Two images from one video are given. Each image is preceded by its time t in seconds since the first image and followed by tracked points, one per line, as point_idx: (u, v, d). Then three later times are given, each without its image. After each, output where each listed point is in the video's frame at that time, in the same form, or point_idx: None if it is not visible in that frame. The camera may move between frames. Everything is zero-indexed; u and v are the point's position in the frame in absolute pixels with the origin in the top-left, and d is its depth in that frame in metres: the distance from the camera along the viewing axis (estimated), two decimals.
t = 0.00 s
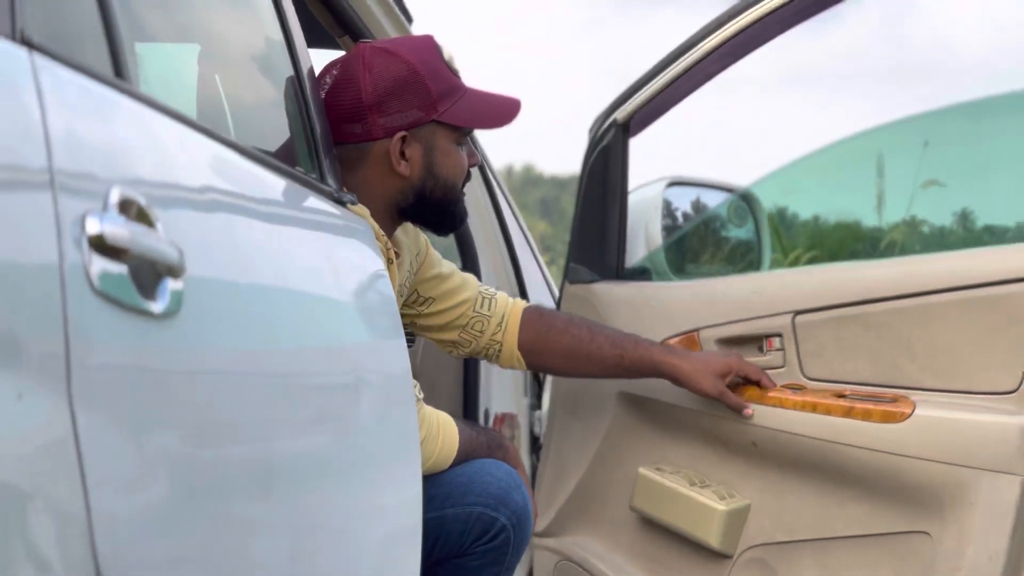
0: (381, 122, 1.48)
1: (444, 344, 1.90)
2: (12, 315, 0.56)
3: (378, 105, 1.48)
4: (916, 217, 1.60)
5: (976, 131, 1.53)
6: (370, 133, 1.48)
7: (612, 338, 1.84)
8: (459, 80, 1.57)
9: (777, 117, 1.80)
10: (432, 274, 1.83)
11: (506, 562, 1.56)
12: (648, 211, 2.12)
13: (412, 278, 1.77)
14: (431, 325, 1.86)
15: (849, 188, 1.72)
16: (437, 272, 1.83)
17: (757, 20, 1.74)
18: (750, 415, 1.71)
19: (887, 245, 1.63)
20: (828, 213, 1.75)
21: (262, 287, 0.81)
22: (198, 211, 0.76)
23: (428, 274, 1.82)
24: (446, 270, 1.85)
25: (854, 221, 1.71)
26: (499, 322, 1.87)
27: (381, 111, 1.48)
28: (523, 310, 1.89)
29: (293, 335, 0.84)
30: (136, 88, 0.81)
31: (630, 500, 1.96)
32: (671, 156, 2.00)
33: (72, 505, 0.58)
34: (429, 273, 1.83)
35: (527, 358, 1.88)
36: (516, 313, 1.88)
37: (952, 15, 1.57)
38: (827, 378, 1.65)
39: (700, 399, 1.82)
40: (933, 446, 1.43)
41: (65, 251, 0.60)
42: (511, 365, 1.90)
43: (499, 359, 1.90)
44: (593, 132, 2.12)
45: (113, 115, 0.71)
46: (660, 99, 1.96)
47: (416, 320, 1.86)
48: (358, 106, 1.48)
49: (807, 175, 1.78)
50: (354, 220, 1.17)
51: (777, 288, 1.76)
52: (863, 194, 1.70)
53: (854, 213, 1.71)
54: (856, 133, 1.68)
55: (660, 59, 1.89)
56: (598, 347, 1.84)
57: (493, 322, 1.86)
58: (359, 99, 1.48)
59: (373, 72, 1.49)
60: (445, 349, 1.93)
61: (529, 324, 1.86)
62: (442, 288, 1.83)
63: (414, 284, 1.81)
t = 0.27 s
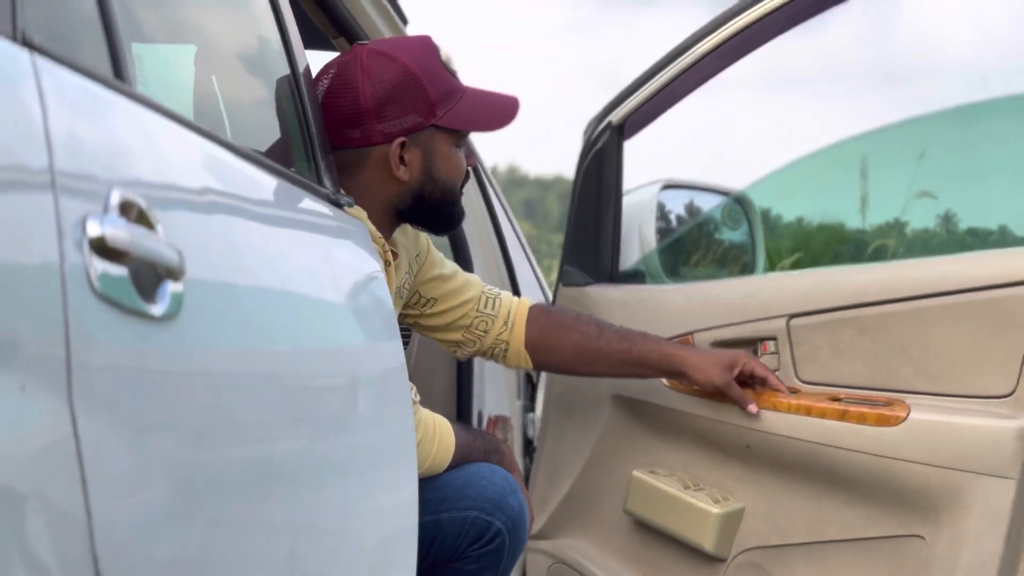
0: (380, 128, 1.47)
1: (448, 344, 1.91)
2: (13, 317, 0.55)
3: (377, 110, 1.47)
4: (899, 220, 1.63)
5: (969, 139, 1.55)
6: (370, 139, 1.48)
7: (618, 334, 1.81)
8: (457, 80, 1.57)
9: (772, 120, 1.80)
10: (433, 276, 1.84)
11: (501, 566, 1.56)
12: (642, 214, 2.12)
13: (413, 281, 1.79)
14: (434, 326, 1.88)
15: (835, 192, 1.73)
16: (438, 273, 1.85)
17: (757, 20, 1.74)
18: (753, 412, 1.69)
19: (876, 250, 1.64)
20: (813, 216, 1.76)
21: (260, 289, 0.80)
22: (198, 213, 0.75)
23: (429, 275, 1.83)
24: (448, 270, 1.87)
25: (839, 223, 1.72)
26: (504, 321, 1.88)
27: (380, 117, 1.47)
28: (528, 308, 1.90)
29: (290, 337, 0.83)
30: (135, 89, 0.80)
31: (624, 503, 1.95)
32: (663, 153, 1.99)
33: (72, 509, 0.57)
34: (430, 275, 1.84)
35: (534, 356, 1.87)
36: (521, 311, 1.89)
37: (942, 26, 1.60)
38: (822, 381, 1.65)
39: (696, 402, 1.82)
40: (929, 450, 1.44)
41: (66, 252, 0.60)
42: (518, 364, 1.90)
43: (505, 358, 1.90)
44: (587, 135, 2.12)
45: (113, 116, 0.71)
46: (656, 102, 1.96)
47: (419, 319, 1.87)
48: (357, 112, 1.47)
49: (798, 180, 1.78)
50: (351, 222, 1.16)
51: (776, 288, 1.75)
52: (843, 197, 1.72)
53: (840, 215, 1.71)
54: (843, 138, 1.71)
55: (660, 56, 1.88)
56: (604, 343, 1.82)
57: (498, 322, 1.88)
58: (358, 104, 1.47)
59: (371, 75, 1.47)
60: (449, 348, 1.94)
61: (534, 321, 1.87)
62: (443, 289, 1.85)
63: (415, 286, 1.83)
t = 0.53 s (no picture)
0: (378, 134, 1.47)
1: (439, 336, 1.88)
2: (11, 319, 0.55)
3: (375, 116, 1.46)
4: (884, 222, 1.64)
5: (964, 142, 1.54)
6: (367, 144, 1.47)
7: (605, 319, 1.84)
8: (458, 88, 1.56)
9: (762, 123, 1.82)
10: (426, 271, 1.80)
11: (495, 568, 1.55)
12: (636, 217, 2.13)
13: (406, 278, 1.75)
14: (427, 320, 1.85)
15: (822, 196, 1.75)
16: (431, 268, 1.80)
17: (747, 25, 1.75)
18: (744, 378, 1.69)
19: (862, 253, 1.65)
20: (797, 218, 1.79)
21: (257, 291, 0.79)
22: (196, 214, 0.75)
23: (423, 271, 1.79)
24: (441, 264, 1.82)
25: (824, 224, 1.74)
26: (495, 312, 1.85)
27: (379, 123, 1.46)
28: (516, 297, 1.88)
29: (288, 338, 0.82)
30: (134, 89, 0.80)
31: (617, 505, 1.95)
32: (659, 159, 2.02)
33: (70, 512, 0.56)
34: (423, 271, 1.80)
35: (520, 345, 1.87)
36: (509, 300, 1.87)
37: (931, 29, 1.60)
38: (816, 384, 1.65)
39: (687, 403, 1.81)
40: (924, 452, 1.44)
41: (65, 253, 0.59)
42: (505, 352, 1.89)
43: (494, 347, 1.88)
44: (584, 136, 2.13)
45: (112, 115, 0.70)
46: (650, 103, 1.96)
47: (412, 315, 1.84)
48: (356, 117, 1.46)
49: (786, 187, 1.81)
50: (347, 223, 1.15)
51: (768, 293, 1.75)
52: (829, 200, 1.74)
53: (824, 216, 1.74)
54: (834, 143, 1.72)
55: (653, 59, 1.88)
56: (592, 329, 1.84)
57: (488, 313, 1.85)
58: (356, 110, 1.46)
59: (371, 81, 1.47)
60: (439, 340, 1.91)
61: (522, 309, 1.86)
62: (436, 284, 1.81)
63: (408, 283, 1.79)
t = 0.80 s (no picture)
0: (370, 130, 1.46)
1: (456, 330, 1.91)
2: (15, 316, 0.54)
3: (367, 112, 1.46)
4: (869, 224, 1.64)
5: (960, 142, 1.54)
6: (360, 141, 1.47)
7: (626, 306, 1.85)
8: (447, 81, 1.56)
9: (756, 124, 1.82)
10: (433, 266, 1.83)
11: (492, 568, 1.55)
12: (631, 215, 2.10)
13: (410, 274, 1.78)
14: (438, 315, 1.87)
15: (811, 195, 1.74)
16: (438, 262, 1.84)
17: (745, 25, 1.75)
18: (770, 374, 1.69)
19: (854, 254, 1.65)
20: (785, 219, 1.78)
21: (257, 289, 0.79)
22: (196, 213, 0.74)
23: (430, 266, 1.82)
24: (447, 259, 1.86)
25: (813, 227, 1.74)
26: (509, 302, 1.88)
27: (370, 118, 1.46)
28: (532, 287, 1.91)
29: (287, 337, 0.82)
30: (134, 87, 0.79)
31: (613, 505, 1.95)
32: (653, 161, 2.02)
33: (72, 512, 0.56)
34: (430, 266, 1.83)
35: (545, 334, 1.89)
36: (524, 290, 1.90)
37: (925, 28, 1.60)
38: (812, 384, 1.66)
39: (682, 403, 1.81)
40: (919, 453, 1.44)
41: (68, 251, 0.59)
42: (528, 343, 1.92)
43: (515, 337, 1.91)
44: (579, 135, 2.14)
45: (113, 114, 0.70)
46: (647, 104, 1.97)
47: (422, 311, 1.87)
48: (348, 113, 1.46)
49: (777, 185, 1.80)
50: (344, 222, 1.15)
51: (765, 291, 1.75)
52: (817, 199, 1.73)
53: (812, 219, 1.74)
54: (822, 145, 1.71)
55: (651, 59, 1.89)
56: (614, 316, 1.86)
57: (502, 305, 1.88)
58: (348, 107, 1.46)
59: (361, 78, 1.46)
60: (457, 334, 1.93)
61: (540, 299, 1.88)
62: (444, 278, 1.84)
63: (415, 278, 1.82)
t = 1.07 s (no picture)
0: (374, 123, 1.46)
1: (459, 320, 1.90)
2: (18, 308, 0.54)
3: (371, 105, 1.46)
4: (861, 223, 1.67)
5: (954, 143, 1.55)
6: (363, 134, 1.46)
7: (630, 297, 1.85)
8: (452, 76, 1.56)
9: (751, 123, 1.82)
10: (434, 256, 1.84)
11: (490, 562, 1.55)
12: (629, 210, 2.10)
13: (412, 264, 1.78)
14: (442, 305, 1.87)
15: (803, 196, 1.76)
16: (440, 252, 1.84)
17: (738, 24, 1.74)
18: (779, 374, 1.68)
19: (846, 254, 1.67)
20: (775, 218, 1.81)
21: (258, 282, 0.78)
22: (198, 206, 0.74)
23: (431, 256, 1.83)
24: (450, 249, 1.86)
25: (802, 226, 1.76)
26: (513, 292, 1.87)
27: (374, 112, 1.46)
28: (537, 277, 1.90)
29: (287, 330, 0.81)
30: (136, 79, 0.79)
31: (611, 500, 1.95)
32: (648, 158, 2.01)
33: (75, 505, 0.55)
34: (432, 255, 1.84)
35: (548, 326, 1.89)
36: (530, 280, 1.89)
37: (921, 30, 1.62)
38: (809, 380, 1.66)
39: (680, 398, 1.82)
40: (918, 448, 1.44)
41: (72, 242, 0.58)
42: (532, 334, 1.91)
43: (518, 328, 1.90)
44: (577, 132, 2.12)
45: (116, 105, 0.69)
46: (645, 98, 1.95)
47: (425, 301, 1.88)
48: (351, 106, 1.46)
49: (770, 185, 1.82)
50: (344, 216, 1.15)
51: (761, 288, 1.76)
52: (809, 199, 1.75)
53: (802, 219, 1.76)
54: (814, 145, 1.74)
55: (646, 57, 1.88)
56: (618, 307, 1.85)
57: (506, 294, 1.87)
58: (353, 100, 1.45)
59: (367, 71, 1.46)
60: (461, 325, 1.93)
61: (545, 290, 1.87)
62: (446, 267, 1.84)
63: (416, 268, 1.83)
